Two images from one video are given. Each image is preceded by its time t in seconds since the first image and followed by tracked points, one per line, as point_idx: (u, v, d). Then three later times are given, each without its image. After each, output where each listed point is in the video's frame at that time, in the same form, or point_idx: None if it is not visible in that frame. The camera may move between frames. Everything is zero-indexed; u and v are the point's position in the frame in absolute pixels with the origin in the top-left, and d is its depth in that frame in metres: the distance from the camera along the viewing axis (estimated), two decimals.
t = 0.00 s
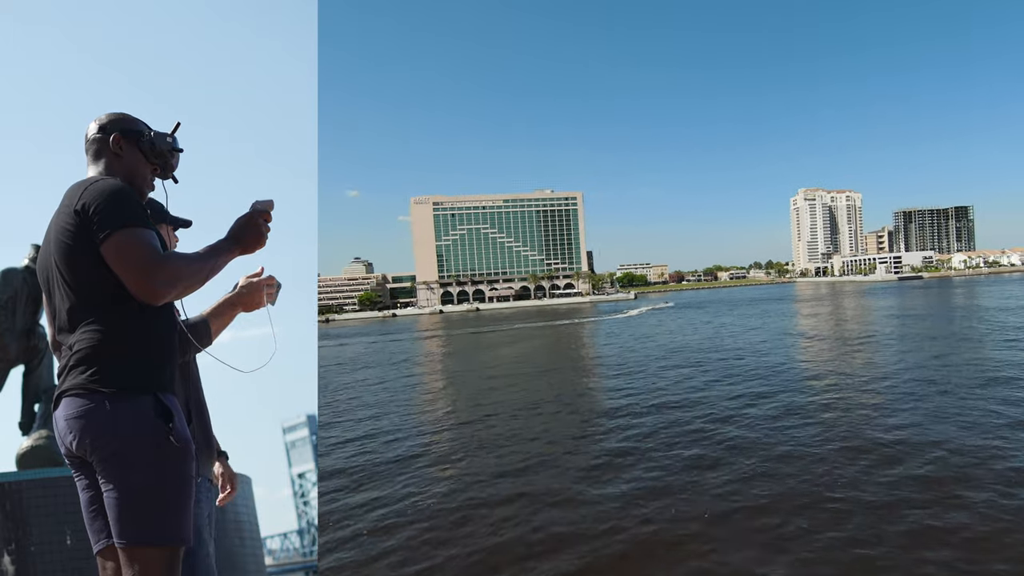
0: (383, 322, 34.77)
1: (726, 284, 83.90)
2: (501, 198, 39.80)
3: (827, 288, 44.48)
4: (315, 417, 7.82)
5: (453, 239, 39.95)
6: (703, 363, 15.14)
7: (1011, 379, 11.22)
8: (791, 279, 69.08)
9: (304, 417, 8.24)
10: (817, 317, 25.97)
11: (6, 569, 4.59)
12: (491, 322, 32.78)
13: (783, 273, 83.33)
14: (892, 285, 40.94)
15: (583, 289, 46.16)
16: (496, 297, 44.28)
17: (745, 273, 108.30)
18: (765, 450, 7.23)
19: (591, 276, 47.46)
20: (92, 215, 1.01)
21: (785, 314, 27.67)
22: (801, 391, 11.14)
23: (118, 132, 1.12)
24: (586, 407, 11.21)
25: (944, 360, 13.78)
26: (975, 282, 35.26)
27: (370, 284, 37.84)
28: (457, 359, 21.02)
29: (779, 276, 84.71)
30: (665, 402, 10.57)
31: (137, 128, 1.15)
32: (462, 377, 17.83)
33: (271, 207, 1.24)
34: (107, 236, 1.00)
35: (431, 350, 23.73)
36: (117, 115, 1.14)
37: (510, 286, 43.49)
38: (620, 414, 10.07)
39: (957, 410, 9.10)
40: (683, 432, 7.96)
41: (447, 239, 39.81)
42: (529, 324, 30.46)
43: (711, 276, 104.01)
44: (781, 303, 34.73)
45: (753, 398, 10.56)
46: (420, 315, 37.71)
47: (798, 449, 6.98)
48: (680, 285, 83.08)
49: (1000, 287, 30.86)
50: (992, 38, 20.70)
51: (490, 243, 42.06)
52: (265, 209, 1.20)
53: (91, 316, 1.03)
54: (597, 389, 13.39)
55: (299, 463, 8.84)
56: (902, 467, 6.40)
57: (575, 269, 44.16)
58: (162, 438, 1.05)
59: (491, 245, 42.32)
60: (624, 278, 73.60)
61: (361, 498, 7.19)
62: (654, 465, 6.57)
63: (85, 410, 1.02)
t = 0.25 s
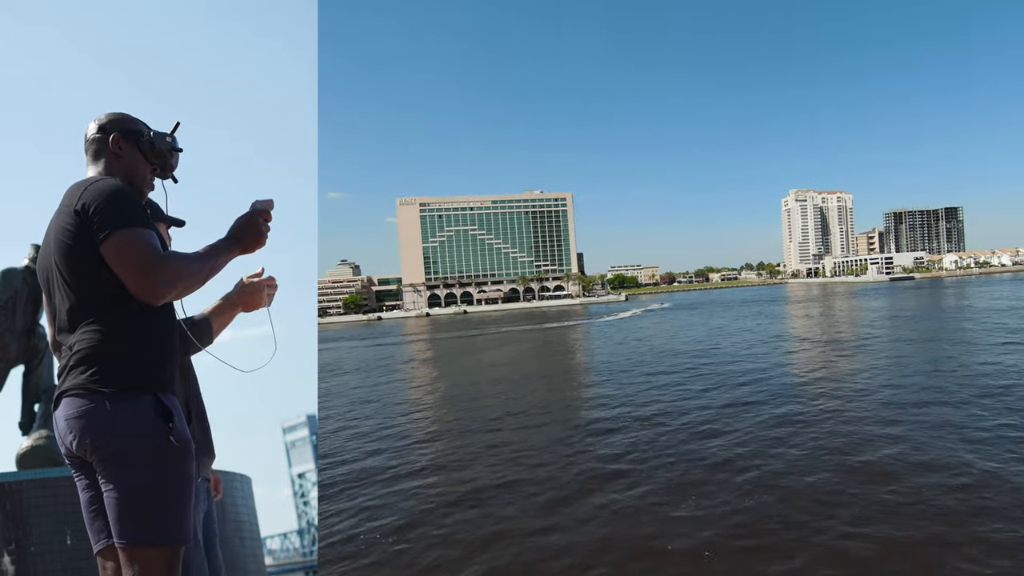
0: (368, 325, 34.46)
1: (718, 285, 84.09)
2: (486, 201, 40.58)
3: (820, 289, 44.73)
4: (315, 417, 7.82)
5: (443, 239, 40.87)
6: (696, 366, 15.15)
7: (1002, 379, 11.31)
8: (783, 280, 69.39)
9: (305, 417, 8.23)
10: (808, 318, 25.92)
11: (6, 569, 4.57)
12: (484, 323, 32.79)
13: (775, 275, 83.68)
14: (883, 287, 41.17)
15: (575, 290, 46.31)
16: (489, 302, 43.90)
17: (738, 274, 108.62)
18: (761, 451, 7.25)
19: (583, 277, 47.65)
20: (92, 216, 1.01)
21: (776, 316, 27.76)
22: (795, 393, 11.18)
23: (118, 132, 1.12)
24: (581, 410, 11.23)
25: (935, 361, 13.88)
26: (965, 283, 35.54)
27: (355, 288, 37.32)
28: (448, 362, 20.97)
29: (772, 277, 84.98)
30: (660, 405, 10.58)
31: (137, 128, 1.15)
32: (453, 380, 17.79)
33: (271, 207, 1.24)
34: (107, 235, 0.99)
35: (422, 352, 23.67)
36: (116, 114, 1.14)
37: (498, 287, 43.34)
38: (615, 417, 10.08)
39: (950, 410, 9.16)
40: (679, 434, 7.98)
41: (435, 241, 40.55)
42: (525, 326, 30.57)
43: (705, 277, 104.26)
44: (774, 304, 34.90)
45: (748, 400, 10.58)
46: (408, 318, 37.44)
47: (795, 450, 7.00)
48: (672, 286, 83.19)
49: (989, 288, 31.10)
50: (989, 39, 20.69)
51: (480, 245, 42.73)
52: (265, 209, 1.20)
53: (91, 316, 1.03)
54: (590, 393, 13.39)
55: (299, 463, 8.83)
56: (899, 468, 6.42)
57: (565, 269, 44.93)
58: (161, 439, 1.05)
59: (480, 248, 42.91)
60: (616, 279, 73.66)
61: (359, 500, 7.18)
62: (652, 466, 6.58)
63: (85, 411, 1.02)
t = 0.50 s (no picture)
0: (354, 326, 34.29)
1: (711, 285, 84.33)
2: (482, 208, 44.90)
3: (813, 290, 44.91)
4: (316, 417, 7.82)
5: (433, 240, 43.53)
6: (690, 367, 15.17)
7: (995, 380, 11.36)
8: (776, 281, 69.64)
9: (305, 417, 8.23)
10: (800, 319, 25.95)
11: (6, 570, 4.57)
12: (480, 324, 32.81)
13: (768, 275, 84.02)
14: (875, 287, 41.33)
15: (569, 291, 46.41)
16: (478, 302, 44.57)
17: (733, 275, 108.94)
18: (759, 452, 7.26)
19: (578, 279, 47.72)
20: (91, 215, 1.00)
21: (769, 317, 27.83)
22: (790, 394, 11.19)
23: (118, 132, 1.12)
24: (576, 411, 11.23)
25: (928, 361, 13.93)
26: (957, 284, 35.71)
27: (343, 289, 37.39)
28: (439, 364, 20.92)
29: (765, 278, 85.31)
30: (656, 406, 10.59)
31: (137, 128, 1.15)
32: (446, 382, 17.74)
33: (270, 206, 1.24)
34: (106, 236, 0.99)
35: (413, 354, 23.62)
36: (116, 114, 1.14)
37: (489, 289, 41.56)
38: (610, 418, 10.08)
39: (945, 411, 9.19)
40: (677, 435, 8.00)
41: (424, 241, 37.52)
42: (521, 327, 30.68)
43: (699, 278, 104.46)
44: (767, 305, 35.04)
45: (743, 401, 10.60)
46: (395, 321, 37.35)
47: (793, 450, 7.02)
48: (666, 287, 83.36)
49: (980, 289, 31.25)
50: (989, 39, 20.06)
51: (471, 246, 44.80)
52: (265, 209, 1.20)
53: (91, 316, 1.03)
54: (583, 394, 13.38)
55: (300, 463, 8.84)
56: (897, 468, 6.45)
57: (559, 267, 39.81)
58: (162, 439, 1.05)
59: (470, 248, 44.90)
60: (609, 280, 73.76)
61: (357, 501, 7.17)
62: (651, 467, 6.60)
63: (85, 411, 1.02)
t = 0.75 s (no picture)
0: (343, 328, 33.90)
1: (703, 287, 84.38)
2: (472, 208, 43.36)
3: (806, 291, 45.04)
4: (316, 417, 7.81)
5: (421, 240, 41.84)
6: (683, 370, 15.13)
7: (988, 381, 11.42)
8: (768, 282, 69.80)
9: (306, 417, 8.23)
10: (792, 322, 25.85)
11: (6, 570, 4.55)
12: (476, 326, 32.77)
13: (760, 277, 84.18)
14: (867, 289, 41.45)
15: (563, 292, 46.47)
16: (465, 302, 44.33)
17: (726, 276, 109.06)
18: (757, 453, 7.27)
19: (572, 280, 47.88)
20: (92, 215, 1.01)
21: (761, 319, 27.84)
22: (785, 396, 11.21)
23: (118, 132, 1.12)
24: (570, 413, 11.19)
25: (921, 364, 13.99)
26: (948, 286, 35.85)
27: (329, 290, 36.62)
28: (429, 366, 20.74)
29: (758, 279, 85.47)
30: (652, 407, 10.58)
31: (137, 129, 1.15)
32: (437, 384, 17.60)
33: (270, 207, 1.24)
34: (106, 236, 0.99)
35: (403, 356, 23.42)
36: (116, 114, 1.14)
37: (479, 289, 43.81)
38: (607, 420, 10.07)
39: (940, 412, 9.22)
40: (675, 436, 7.99)
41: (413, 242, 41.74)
42: (516, 329, 30.70)
43: (692, 279, 104.57)
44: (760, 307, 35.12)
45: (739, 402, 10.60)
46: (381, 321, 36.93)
47: (791, 451, 7.03)
48: (658, 288, 83.30)
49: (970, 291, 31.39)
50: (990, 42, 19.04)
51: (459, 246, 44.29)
52: (264, 209, 1.20)
53: (92, 315, 1.03)
54: (575, 397, 13.32)
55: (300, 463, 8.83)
56: (895, 468, 6.47)
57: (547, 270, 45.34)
58: (162, 439, 1.05)
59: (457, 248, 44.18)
60: (601, 282, 73.71)
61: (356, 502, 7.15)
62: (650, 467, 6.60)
63: (84, 410, 1.02)
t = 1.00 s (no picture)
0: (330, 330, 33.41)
1: (695, 288, 84.44)
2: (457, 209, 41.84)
3: (799, 292, 45.16)
4: (316, 417, 7.80)
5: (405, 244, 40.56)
6: (678, 371, 15.11)
7: (981, 381, 11.46)
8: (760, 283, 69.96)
9: (305, 417, 8.21)
10: (785, 323, 25.75)
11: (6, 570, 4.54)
12: (472, 327, 32.76)
13: (753, 278, 84.30)
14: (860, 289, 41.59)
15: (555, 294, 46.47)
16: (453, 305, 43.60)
17: (720, 277, 109.22)
18: (756, 453, 7.27)
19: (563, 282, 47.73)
20: (92, 215, 1.01)
21: (754, 320, 27.88)
22: (781, 398, 11.21)
23: (119, 132, 1.12)
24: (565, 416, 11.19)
25: (914, 364, 14.04)
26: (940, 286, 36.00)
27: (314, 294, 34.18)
28: (422, 370, 20.64)
29: (750, 280, 85.62)
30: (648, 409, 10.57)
31: (138, 129, 1.16)
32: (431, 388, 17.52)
33: (271, 207, 1.24)
34: (106, 236, 0.99)
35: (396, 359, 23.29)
36: (117, 115, 1.14)
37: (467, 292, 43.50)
38: (603, 422, 10.06)
39: (935, 412, 9.25)
40: (672, 436, 8.00)
41: (399, 244, 40.59)
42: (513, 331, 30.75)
43: (686, 280, 104.65)
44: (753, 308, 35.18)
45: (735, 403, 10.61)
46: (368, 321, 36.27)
47: (789, 451, 7.04)
48: (651, 290, 83.30)
49: (961, 292, 31.53)
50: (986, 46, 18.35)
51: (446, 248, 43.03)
52: (265, 210, 1.20)
53: (92, 315, 1.03)
54: (568, 400, 13.30)
55: (299, 463, 8.83)
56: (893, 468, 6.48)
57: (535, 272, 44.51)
58: (163, 440, 1.05)
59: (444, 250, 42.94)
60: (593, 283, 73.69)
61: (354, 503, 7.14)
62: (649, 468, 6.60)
63: (84, 411, 1.02)
